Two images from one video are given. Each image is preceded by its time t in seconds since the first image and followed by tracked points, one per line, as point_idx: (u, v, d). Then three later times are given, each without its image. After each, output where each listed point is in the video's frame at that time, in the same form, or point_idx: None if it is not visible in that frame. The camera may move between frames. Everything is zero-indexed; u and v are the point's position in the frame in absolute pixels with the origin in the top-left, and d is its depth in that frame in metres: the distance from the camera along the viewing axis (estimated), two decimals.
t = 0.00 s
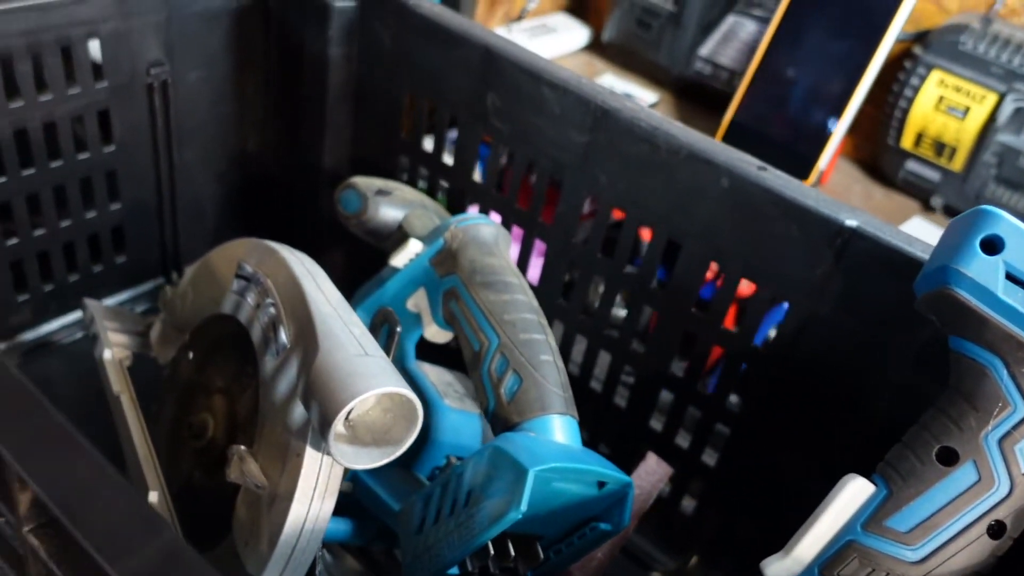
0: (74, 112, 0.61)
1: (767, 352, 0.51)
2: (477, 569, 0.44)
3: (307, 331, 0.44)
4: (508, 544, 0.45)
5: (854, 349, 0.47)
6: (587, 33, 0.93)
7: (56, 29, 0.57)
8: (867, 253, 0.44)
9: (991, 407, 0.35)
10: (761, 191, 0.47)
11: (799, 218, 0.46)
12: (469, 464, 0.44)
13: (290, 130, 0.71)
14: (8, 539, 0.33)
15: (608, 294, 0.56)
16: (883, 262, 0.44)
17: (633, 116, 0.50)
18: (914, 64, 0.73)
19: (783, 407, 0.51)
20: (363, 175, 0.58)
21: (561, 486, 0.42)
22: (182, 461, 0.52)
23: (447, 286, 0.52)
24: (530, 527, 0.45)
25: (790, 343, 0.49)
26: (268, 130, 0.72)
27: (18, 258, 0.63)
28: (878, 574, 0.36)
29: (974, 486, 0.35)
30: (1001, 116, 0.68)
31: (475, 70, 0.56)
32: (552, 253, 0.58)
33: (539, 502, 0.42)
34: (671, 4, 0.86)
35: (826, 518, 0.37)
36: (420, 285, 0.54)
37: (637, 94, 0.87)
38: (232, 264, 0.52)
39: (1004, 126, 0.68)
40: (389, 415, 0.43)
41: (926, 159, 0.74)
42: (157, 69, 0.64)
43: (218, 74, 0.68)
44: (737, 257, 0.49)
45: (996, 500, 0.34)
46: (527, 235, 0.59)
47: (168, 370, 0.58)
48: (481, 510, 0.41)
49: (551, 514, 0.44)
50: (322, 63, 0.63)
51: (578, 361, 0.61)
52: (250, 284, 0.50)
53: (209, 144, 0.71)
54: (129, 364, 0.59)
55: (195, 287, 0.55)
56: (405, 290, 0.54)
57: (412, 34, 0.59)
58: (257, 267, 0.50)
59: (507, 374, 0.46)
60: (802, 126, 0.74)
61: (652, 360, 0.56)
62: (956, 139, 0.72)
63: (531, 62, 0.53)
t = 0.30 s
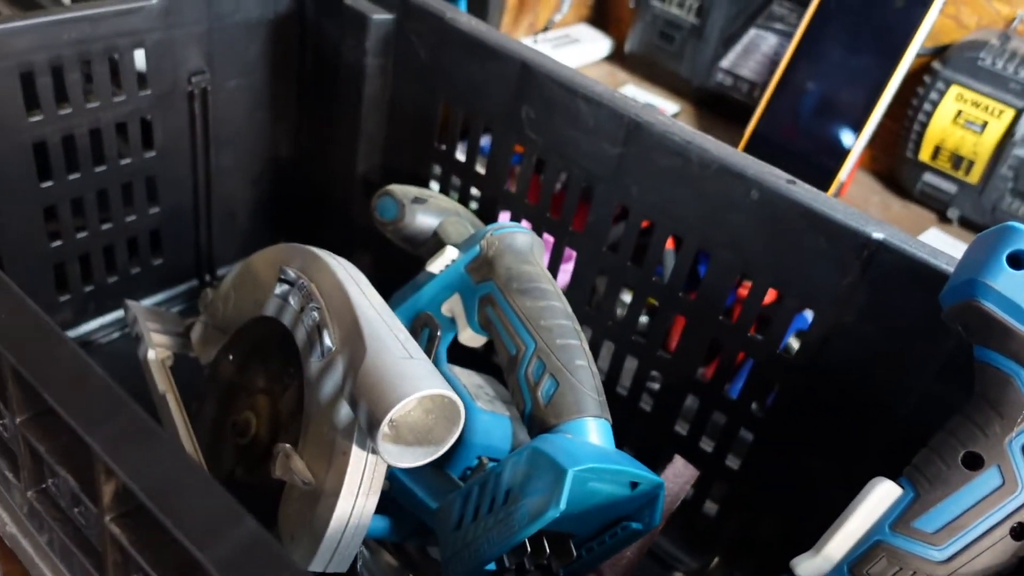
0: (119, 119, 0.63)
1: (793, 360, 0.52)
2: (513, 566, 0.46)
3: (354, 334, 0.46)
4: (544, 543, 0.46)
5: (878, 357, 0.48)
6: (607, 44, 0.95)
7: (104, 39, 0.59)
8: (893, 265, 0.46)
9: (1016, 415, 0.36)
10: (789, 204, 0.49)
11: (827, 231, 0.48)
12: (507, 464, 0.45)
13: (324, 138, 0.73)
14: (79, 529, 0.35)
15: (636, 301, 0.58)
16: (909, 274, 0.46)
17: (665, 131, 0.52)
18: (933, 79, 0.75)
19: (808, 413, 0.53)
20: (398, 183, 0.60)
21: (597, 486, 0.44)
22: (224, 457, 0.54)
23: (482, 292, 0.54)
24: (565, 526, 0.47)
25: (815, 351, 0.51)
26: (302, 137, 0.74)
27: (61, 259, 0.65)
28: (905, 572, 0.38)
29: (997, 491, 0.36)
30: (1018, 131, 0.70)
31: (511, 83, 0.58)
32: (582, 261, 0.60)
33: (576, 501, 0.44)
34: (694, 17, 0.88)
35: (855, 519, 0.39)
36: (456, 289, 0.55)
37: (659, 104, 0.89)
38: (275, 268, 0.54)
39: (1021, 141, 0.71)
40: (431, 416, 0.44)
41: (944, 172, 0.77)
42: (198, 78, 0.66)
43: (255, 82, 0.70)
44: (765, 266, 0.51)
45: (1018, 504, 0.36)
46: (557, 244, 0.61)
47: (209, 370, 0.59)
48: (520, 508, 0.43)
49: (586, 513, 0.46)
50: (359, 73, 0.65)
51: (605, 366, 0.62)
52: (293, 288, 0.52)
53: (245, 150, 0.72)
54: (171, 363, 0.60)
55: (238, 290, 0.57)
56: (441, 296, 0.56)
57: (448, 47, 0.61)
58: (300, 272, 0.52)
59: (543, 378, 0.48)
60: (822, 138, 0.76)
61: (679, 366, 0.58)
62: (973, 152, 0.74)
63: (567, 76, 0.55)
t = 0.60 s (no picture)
0: (154, 129, 0.66)
1: (799, 366, 0.55)
2: (529, 559, 0.49)
3: (381, 337, 0.49)
4: (559, 537, 0.49)
5: (879, 364, 0.50)
6: (621, 58, 0.99)
7: (143, 54, 0.62)
8: (894, 277, 0.48)
9: (1005, 419, 0.39)
10: (796, 218, 0.51)
11: (831, 244, 0.50)
12: (525, 462, 0.48)
13: (348, 148, 0.75)
14: (130, 515, 0.37)
15: (648, 309, 0.60)
16: (910, 285, 0.48)
17: (678, 147, 0.55)
18: (937, 96, 0.77)
19: (813, 418, 0.55)
20: (421, 194, 0.63)
21: (610, 483, 0.46)
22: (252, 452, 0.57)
23: (501, 299, 0.56)
24: (578, 522, 0.49)
25: (820, 358, 0.53)
26: (326, 147, 0.77)
27: (96, 263, 0.68)
28: (901, 566, 0.40)
29: (988, 489, 0.39)
30: (1020, 148, 0.73)
31: (530, 99, 0.61)
32: (596, 269, 0.62)
33: (591, 498, 0.46)
34: (705, 33, 0.90)
35: (854, 516, 0.41)
36: (475, 297, 0.58)
37: (670, 118, 0.92)
38: (304, 273, 0.56)
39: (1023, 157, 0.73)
40: (453, 416, 0.47)
41: (948, 186, 0.79)
42: (229, 91, 0.68)
43: (282, 94, 0.73)
44: (772, 277, 0.53)
45: (1007, 501, 0.38)
46: (572, 253, 0.63)
47: (238, 371, 0.61)
48: (537, 503, 0.46)
49: (599, 509, 0.48)
50: (382, 87, 0.68)
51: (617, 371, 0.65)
52: (321, 293, 0.54)
53: (271, 159, 0.75)
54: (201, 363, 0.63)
55: (267, 294, 0.59)
56: (461, 302, 0.58)
57: (470, 63, 0.64)
58: (328, 277, 0.54)
59: (559, 381, 0.51)
60: (830, 151, 0.78)
61: (688, 371, 0.60)
62: (976, 167, 0.76)
63: (583, 93, 0.58)
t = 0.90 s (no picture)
0: (181, 141, 0.68)
1: (798, 373, 0.57)
2: (536, 554, 0.51)
3: (397, 341, 0.51)
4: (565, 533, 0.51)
5: (875, 371, 0.53)
6: (630, 74, 1.02)
7: (172, 69, 0.64)
8: (888, 287, 0.50)
9: (990, 421, 0.41)
10: (795, 230, 0.53)
11: (829, 255, 0.52)
12: (532, 461, 0.50)
13: (365, 161, 0.78)
14: (161, 503, 0.40)
15: (653, 317, 0.62)
16: (904, 295, 0.50)
17: (682, 161, 0.57)
18: (937, 113, 0.79)
19: (813, 424, 0.57)
20: (434, 204, 0.65)
21: (614, 482, 0.49)
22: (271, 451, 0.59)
23: (511, 306, 0.58)
24: (583, 521, 0.51)
25: (818, 365, 0.55)
26: (343, 159, 0.80)
27: (123, 269, 0.71)
28: (891, 561, 0.42)
29: (973, 488, 0.40)
30: (1017, 164, 0.75)
31: (541, 114, 0.63)
32: (603, 278, 0.65)
33: (596, 495, 0.48)
34: (712, 51, 0.93)
35: (846, 514, 0.43)
36: (486, 304, 0.60)
37: (678, 133, 0.94)
38: (323, 280, 0.59)
39: (1020, 173, 0.75)
40: (464, 416, 0.49)
41: (948, 201, 0.81)
42: (252, 105, 0.71)
43: (302, 109, 0.76)
44: (772, 287, 0.56)
45: (991, 500, 0.40)
46: (579, 262, 0.66)
47: (257, 373, 0.64)
48: (544, 500, 0.48)
49: (604, 507, 0.50)
50: (399, 103, 0.71)
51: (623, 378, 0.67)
52: (339, 299, 0.57)
53: (291, 170, 0.78)
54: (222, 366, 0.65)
55: (287, 300, 0.62)
56: (473, 309, 0.60)
57: (483, 80, 0.66)
58: (347, 283, 0.57)
59: (566, 384, 0.53)
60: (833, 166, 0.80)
61: (691, 378, 0.62)
62: (975, 182, 0.78)
63: (592, 109, 0.60)
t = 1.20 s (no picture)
0: (207, 146, 0.71)
1: (800, 372, 0.58)
2: (544, 542, 0.53)
3: (412, 335, 0.53)
4: (573, 522, 0.53)
5: (874, 369, 0.54)
6: (642, 87, 1.06)
7: (201, 77, 0.67)
8: (886, 287, 0.52)
9: (980, 413, 0.42)
10: (797, 232, 0.55)
11: (829, 256, 0.54)
12: (542, 452, 0.52)
13: (383, 167, 0.81)
14: (189, 482, 0.42)
15: (660, 317, 0.64)
16: (902, 295, 0.52)
17: (689, 166, 0.59)
18: (941, 124, 0.81)
19: (814, 421, 0.59)
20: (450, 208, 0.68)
21: (620, 472, 0.50)
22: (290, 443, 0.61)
23: (523, 305, 0.61)
24: (590, 510, 0.52)
25: (819, 364, 0.57)
26: (362, 166, 0.83)
27: (150, 269, 0.74)
28: (884, 546, 0.43)
29: (964, 476, 0.42)
30: (1019, 174, 0.76)
31: (553, 121, 0.66)
32: (612, 281, 0.67)
33: (602, 485, 0.50)
34: (722, 63, 0.95)
35: (842, 502, 0.45)
36: (500, 303, 0.62)
37: (689, 143, 0.97)
38: (342, 279, 0.61)
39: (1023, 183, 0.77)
40: (477, 408, 0.51)
41: (953, 210, 0.83)
42: (275, 112, 0.74)
43: (324, 117, 0.78)
44: (775, 288, 0.58)
45: (981, 488, 0.42)
46: (590, 266, 0.68)
47: (277, 369, 0.66)
48: (552, 488, 0.49)
49: (610, 497, 0.52)
50: (416, 111, 0.74)
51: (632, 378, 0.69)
52: (358, 297, 0.59)
53: (312, 176, 0.81)
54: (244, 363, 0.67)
55: (308, 299, 0.64)
56: (486, 308, 0.63)
57: (498, 89, 0.69)
58: (365, 282, 0.59)
59: (575, 379, 0.55)
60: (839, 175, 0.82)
61: (697, 377, 0.64)
62: (979, 192, 0.80)
63: (602, 116, 0.63)
